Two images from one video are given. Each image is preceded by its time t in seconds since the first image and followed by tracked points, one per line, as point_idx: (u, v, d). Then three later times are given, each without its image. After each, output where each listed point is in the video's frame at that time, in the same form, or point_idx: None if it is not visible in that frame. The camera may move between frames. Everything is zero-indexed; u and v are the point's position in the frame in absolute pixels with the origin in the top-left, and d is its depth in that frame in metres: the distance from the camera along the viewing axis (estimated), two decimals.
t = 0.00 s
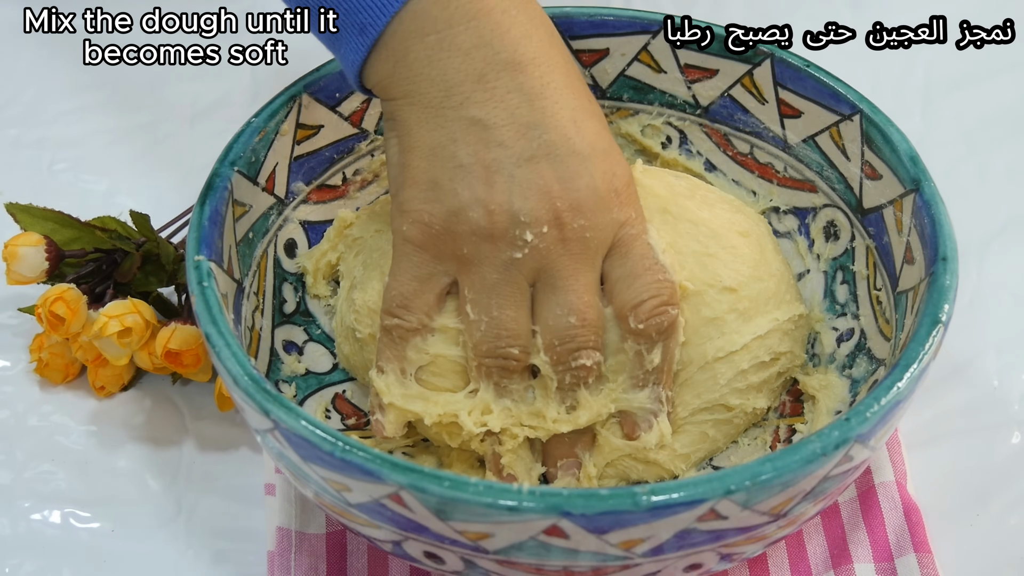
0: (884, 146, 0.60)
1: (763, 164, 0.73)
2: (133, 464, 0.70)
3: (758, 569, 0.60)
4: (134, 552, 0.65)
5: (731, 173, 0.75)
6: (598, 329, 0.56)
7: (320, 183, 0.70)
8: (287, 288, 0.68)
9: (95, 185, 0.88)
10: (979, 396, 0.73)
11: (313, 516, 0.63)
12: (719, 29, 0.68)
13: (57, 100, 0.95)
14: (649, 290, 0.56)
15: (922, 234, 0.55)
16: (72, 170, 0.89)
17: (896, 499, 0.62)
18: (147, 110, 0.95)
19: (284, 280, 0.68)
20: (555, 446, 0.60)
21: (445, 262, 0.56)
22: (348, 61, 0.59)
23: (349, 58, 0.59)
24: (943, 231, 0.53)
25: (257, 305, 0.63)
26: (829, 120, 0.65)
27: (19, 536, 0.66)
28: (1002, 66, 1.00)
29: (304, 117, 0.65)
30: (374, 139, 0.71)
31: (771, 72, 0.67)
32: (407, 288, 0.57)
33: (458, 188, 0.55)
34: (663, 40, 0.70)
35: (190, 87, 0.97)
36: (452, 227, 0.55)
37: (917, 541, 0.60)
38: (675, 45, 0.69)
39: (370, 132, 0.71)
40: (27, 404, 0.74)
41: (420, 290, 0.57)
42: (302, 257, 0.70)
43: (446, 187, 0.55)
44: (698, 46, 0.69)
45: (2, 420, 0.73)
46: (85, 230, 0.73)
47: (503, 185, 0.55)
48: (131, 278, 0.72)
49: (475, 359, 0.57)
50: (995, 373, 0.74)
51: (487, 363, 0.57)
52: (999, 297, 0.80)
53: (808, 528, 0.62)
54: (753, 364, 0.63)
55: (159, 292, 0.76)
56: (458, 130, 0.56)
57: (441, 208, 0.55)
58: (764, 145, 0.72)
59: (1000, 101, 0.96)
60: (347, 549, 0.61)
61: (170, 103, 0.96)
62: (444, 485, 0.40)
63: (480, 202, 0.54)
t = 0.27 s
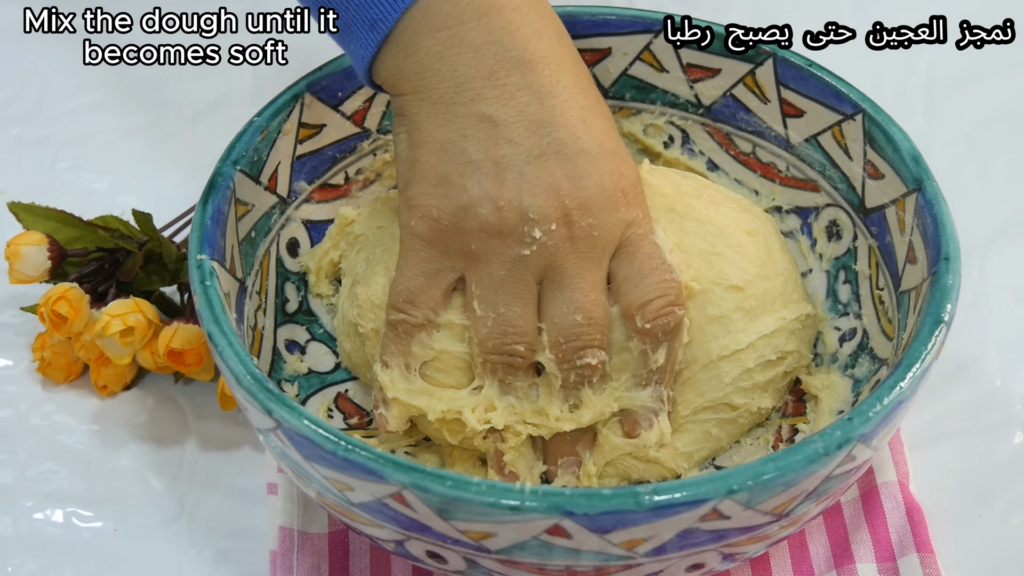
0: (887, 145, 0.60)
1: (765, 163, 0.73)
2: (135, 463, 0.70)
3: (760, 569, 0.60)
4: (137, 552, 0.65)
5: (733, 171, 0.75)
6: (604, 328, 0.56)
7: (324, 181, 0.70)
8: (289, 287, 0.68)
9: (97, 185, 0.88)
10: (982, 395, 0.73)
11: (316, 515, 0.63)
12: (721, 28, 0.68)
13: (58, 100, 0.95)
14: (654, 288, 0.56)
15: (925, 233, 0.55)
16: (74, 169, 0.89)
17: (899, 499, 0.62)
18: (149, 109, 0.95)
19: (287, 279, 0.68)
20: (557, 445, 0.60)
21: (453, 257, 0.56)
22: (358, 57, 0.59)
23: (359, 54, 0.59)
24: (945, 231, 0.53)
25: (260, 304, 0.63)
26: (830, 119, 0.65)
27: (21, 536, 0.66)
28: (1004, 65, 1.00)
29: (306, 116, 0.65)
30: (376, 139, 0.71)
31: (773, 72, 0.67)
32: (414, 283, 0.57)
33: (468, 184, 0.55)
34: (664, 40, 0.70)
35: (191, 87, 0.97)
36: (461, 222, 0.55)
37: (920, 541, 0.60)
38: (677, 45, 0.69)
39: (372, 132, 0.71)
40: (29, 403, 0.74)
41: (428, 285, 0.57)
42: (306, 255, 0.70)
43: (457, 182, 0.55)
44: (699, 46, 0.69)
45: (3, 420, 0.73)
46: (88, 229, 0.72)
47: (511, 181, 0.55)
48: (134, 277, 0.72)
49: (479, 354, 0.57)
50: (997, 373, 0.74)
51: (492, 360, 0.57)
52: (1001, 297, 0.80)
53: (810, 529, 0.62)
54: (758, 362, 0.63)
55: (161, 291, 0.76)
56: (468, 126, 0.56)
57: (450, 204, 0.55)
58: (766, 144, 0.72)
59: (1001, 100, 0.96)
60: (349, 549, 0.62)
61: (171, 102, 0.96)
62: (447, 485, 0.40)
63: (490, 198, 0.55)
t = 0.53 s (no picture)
0: (885, 148, 0.61)
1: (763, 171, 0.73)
2: (134, 467, 0.70)
3: (758, 571, 0.61)
4: (135, 556, 0.65)
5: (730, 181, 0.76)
6: (607, 330, 0.57)
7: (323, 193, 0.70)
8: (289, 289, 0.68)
9: (96, 189, 0.88)
10: (982, 400, 0.73)
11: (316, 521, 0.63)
12: (720, 30, 0.68)
13: (57, 103, 0.95)
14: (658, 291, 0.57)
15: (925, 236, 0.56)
16: (72, 173, 0.89)
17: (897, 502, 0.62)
18: (147, 113, 0.95)
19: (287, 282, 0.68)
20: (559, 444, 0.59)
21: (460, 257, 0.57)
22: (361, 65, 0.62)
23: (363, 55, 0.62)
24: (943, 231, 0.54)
25: (258, 307, 0.62)
26: (830, 124, 0.65)
27: (19, 541, 0.66)
28: (1002, 69, 1.00)
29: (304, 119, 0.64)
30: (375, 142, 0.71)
31: (771, 79, 0.67)
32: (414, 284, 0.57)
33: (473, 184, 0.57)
34: (662, 46, 0.69)
35: (190, 90, 0.98)
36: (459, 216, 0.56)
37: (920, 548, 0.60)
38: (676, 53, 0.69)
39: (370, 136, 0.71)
40: (27, 408, 0.74)
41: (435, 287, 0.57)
42: (310, 262, 0.70)
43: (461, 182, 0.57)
44: (697, 53, 0.68)
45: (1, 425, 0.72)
46: (86, 235, 0.72)
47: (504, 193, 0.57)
48: (132, 282, 0.72)
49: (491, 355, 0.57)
50: (997, 378, 0.74)
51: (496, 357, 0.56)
52: (1000, 301, 0.80)
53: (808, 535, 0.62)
54: (760, 365, 0.64)
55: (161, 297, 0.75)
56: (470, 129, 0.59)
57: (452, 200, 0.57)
58: (764, 147, 0.72)
59: (1000, 104, 0.96)
60: (349, 553, 0.62)
61: (171, 105, 0.96)
62: (445, 488, 0.40)
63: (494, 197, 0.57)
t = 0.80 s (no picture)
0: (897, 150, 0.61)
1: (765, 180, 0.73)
2: (134, 474, 0.69)
3: None
4: (135, 564, 0.64)
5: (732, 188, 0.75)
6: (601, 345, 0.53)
7: (332, 198, 0.68)
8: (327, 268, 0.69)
9: (95, 193, 0.87)
10: (987, 404, 0.72)
11: (321, 534, 0.62)
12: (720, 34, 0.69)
13: (57, 105, 0.95)
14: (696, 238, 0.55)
15: (945, 234, 0.56)
16: (72, 177, 0.88)
17: (915, 526, 0.62)
18: (147, 116, 0.94)
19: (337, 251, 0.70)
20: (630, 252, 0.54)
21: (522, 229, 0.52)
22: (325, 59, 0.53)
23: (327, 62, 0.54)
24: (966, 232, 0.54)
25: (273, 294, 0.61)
26: (840, 127, 0.66)
27: (19, 548, 0.65)
28: (1004, 71, 0.99)
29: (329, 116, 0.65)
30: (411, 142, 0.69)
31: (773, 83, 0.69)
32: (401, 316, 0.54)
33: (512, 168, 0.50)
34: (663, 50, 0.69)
35: (190, 92, 0.97)
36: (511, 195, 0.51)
37: (937, 568, 0.60)
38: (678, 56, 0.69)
39: (356, 169, 0.69)
40: (27, 414, 0.73)
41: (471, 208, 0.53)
42: (316, 261, 0.68)
43: (493, 121, 0.49)
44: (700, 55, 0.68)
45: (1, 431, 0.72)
46: (86, 239, 0.72)
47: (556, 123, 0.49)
48: (134, 287, 0.71)
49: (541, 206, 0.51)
50: (1002, 381, 0.74)
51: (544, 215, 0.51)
52: (1004, 304, 0.79)
53: (825, 563, 0.61)
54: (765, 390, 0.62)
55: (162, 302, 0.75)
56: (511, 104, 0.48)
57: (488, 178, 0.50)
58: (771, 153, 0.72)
59: (1001, 105, 0.96)
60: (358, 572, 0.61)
61: (170, 107, 0.95)
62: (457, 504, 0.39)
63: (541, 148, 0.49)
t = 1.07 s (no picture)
0: (895, 151, 0.61)
1: (765, 183, 0.74)
2: (135, 476, 0.69)
3: None
4: (136, 566, 0.64)
5: (733, 190, 0.75)
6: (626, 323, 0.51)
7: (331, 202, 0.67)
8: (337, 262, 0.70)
9: (95, 194, 0.87)
10: (988, 406, 0.72)
11: (321, 537, 0.62)
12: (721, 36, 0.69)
13: (57, 106, 0.95)
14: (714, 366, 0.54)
15: (944, 237, 0.56)
16: (72, 178, 0.88)
17: (916, 528, 0.62)
18: (147, 117, 0.94)
19: (338, 253, 0.70)
20: (530, 466, 0.50)
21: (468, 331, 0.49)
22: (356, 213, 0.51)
23: (343, 140, 0.50)
24: (965, 236, 0.54)
25: (274, 305, 0.62)
26: (839, 129, 0.66)
27: (20, 550, 0.65)
28: (1004, 72, 0.99)
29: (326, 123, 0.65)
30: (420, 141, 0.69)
31: (773, 85, 0.68)
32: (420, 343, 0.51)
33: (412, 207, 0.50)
34: (663, 52, 0.69)
35: (190, 93, 0.97)
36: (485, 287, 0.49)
37: (938, 569, 0.60)
38: (677, 57, 0.69)
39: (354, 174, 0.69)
40: (27, 416, 0.73)
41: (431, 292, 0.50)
42: (316, 265, 0.68)
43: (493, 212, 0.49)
44: (700, 56, 0.68)
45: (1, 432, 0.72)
46: (87, 241, 0.72)
47: (569, 273, 0.50)
48: (134, 289, 0.71)
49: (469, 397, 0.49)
50: (1003, 382, 0.74)
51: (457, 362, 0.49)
52: (1006, 305, 0.79)
53: (827, 564, 0.61)
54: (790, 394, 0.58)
55: (162, 305, 0.75)
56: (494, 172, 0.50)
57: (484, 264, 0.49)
58: (772, 158, 0.72)
59: (1002, 105, 0.96)
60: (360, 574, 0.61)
61: (170, 108, 0.95)
62: (457, 512, 0.39)
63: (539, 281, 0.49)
